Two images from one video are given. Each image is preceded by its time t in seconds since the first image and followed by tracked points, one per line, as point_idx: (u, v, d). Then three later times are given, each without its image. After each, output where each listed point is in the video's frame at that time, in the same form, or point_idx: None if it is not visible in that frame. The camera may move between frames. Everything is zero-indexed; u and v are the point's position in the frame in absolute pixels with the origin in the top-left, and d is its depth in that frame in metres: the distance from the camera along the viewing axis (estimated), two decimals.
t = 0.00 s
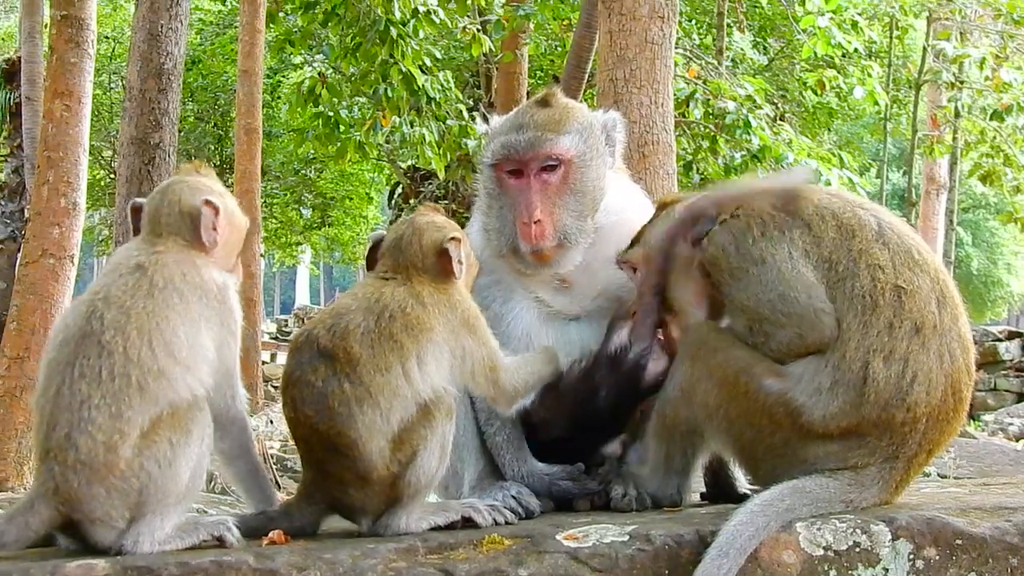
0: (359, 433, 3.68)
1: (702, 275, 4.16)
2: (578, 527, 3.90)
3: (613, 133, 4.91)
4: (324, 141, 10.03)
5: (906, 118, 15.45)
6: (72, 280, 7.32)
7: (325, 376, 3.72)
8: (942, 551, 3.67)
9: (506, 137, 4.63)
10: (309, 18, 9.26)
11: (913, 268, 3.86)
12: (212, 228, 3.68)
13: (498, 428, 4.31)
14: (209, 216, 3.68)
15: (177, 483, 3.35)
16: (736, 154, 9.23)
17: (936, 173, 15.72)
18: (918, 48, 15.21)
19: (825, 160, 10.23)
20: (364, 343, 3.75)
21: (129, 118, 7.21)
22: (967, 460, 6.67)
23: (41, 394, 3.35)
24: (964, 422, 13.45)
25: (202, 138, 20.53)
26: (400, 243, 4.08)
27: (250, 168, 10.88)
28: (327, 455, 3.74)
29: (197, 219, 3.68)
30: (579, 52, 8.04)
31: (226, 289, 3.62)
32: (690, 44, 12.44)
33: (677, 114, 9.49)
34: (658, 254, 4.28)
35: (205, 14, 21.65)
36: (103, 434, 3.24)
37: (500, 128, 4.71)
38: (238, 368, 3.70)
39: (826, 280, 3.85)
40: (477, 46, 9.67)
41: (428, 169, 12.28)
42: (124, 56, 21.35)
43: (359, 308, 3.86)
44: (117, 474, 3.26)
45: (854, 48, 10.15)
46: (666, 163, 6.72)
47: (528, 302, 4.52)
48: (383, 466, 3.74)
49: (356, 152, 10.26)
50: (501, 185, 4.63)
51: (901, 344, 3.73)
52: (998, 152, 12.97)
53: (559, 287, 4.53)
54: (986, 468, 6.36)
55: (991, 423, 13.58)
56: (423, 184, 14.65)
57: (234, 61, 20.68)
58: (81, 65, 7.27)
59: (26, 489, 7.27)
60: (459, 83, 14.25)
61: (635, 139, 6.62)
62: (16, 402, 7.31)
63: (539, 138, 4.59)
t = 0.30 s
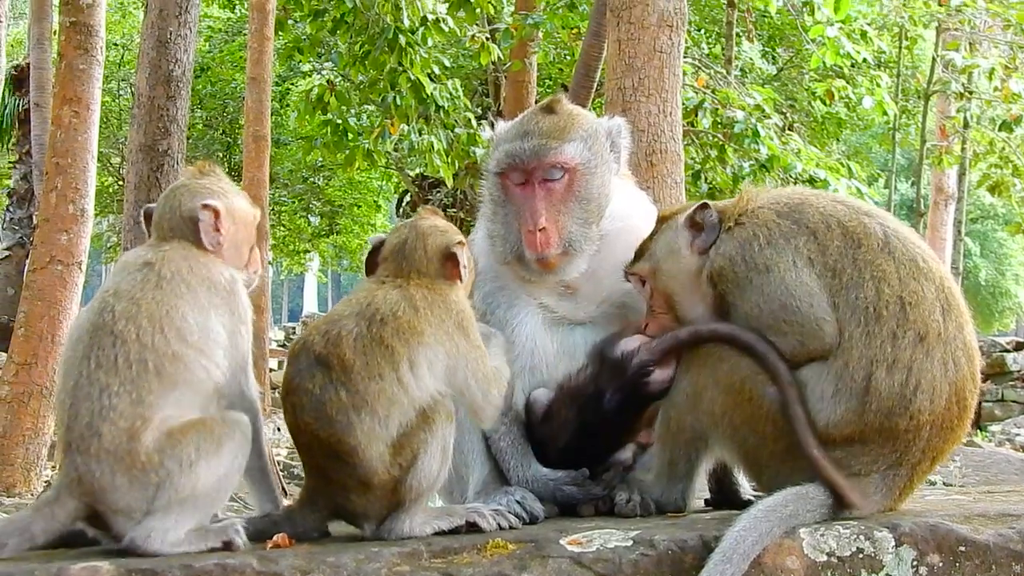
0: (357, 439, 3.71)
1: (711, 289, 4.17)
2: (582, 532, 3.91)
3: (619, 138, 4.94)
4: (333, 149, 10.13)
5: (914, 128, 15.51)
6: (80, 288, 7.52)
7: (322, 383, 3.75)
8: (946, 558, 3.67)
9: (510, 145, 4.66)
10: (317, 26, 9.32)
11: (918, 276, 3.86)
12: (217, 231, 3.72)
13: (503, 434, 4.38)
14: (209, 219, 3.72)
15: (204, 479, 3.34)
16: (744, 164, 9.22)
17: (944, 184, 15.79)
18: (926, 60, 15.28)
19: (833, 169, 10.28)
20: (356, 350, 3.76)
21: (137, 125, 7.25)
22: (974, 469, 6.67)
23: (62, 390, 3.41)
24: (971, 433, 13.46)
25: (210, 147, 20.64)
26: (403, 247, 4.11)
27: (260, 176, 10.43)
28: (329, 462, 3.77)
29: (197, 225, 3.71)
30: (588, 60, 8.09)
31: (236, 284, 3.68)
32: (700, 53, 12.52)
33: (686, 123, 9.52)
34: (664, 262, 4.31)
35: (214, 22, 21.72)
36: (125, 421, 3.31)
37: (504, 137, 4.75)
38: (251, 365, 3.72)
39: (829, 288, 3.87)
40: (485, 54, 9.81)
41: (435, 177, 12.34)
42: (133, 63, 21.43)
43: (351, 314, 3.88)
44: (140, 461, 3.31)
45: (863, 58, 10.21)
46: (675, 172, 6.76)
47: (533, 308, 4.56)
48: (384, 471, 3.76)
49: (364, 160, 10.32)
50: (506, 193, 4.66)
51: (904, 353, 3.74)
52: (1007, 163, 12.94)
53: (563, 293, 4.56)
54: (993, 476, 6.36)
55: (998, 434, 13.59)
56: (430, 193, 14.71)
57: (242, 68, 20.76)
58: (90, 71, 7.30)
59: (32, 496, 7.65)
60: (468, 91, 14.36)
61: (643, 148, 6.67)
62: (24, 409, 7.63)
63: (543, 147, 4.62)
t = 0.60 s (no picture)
0: (354, 437, 3.71)
1: (718, 294, 4.17)
2: (585, 528, 3.92)
3: (623, 137, 4.97)
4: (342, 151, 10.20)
5: (922, 133, 15.57)
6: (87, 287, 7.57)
7: (318, 383, 3.75)
8: (948, 557, 3.68)
9: (516, 141, 4.68)
10: (327, 29, 9.37)
11: (924, 276, 3.87)
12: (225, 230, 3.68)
13: (506, 430, 4.42)
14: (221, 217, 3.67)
15: (255, 477, 3.59)
16: (753, 167, 9.26)
17: (953, 190, 15.83)
18: (936, 66, 15.31)
19: (842, 174, 10.32)
20: (349, 347, 3.76)
21: (146, 126, 7.30)
22: (980, 471, 6.69)
23: (102, 407, 3.32)
24: (977, 438, 13.47)
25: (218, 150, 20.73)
26: (408, 241, 4.12)
27: (268, 177, 10.34)
28: (330, 461, 3.78)
29: (199, 226, 3.63)
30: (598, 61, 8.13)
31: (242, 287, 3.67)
32: (710, 56, 12.59)
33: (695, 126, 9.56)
34: (669, 263, 4.28)
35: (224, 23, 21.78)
36: (190, 440, 3.36)
37: (510, 131, 4.76)
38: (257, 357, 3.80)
39: (837, 289, 3.87)
40: (495, 56, 9.90)
41: (444, 180, 12.40)
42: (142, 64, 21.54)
43: (344, 310, 3.88)
44: (209, 473, 3.42)
45: (873, 62, 10.25)
46: (683, 175, 6.79)
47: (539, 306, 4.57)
48: (384, 467, 3.77)
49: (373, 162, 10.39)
50: (511, 189, 4.66)
51: (911, 353, 3.75)
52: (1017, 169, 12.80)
53: (568, 292, 4.59)
54: (1000, 477, 6.37)
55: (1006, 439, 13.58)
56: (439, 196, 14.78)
57: (252, 70, 20.78)
58: (98, 72, 7.34)
59: (41, 494, 8.04)
60: (478, 94, 14.48)
61: (651, 151, 6.71)
62: (31, 408, 7.87)
63: (548, 142, 4.64)
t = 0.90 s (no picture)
0: (359, 431, 3.72)
1: (724, 291, 4.15)
2: (590, 523, 3.91)
3: (631, 128, 4.98)
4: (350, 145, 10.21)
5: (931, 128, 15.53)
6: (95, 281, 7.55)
7: (321, 377, 3.76)
8: (954, 552, 3.68)
9: (521, 132, 4.72)
10: (335, 23, 9.38)
11: (929, 271, 3.86)
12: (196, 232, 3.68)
13: (512, 425, 4.39)
14: (193, 219, 3.68)
15: (259, 486, 3.70)
16: (761, 162, 9.40)
17: (961, 185, 15.79)
18: (946, 61, 15.27)
19: (850, 169, 10.30)
20: (352, 340, 3.76)
21: (154, 119, 7.31)
22: (987, 467, 6.68)
23: (104, 424, 3.38)
24: (984, 433, 13.47)
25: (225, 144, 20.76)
26: (410, 236, 4.12)
27: (276, 171, 10.31)
28: (335, 454, 3.79)
29: (166, 220, 3.65)
30: (605, 55, 8.13)
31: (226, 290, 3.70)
32: (718, 51, 12.56)
33: (703, 121, 9.54)
34: (675, 261, 4.26)
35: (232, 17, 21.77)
36: (197, 460, 3.45)
37: (515, 124, 4.81)
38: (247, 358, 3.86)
39: (841, 286, 3.85)
40: (503, 51, 9.90)
41: (451, 174, 12.40)
42: (151, 57, 21.57)
43: (347, 304, 3.88)
44: (214, 487, 3.52)
45: (882, 57, 10.23)
46: (690, 170, 6.78)
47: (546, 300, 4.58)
48: (389, 461, 3.78)
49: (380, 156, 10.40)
50: (516, 181, 4.70)
51: (917, 348, 3.74)
52: None
53: (574, 286, 4.62)
54: (1007, 473, 6.36)
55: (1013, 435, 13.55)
56: (447, 190, 14.79)
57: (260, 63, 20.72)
58: (106, 65, 7.37)
59: (48, 487, 8.06)
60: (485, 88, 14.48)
61: (658, 145, 6.70)
62: (38, 402, 7.83)
63: (551, 134, 4.68)
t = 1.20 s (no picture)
0: (361, 426, 3.72)
1: (727, 286, 4.14)
2: (593, 519, 3.91)
3: (634, 122, 4.98)
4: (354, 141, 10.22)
5: (936, 127, 15.52)
6: (99, 276, 7.55)
7: (324, 372, 3.77)
8: (957, 549, 3.68)
9: (523, 125, 4.74)
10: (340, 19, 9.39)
11: (933, 268, 3.85)
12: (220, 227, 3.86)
13: (515, 420, 4.40)
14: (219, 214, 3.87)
15: (262, 479, 3.70)
16: (765, 160, 9.29)
17: (966, 184, 15.79)
18: (951, 59, 15.25)
19: (855, 167, 10.30)
20: (355, 335, 3.76)
21: (159, 114, 7.33)
22: (991, 465, 6.68)
23: (105, 421, 3.39)
24: (988, 432, 13.46)
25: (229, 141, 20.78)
26: (413, 235, 4.12)
27: (280, 166, 10.35)
28: (337, 449, 3.80)
29: (195, 220, 3.80)
30: (610, 52, 8.14)
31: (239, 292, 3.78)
32: (724, 48, 12.56)
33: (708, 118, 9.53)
34: (678, 257, 4.29)
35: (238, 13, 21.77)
36: (197, 459, 3.45)
37: (517, 118, 4.82)
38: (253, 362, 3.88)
39: (845, 284, 3.84)
40: (508, 48, 9.91)
41: (455, 170, 12.41)
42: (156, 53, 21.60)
43: (351, 299, 3.88)
44: (217, 483, 3.53)
45: (887, 55, 10.22)
46: (695, 167, 6.77)
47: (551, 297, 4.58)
48: (391, 455, 3.78)
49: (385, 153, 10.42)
50: (518, 174, 4.71)
51: (921, 346, 3.73)
52: None
53: (579, 282, 4.63)
54: (1011, 470, 6.36)
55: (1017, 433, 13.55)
56: (452, 187, 14.81)
57: (265, 59, 20.77)
58: (111, 60, 7.38)
59: (50, 482, 8.06)
60: (490, 85, 14.50)
61: (663, 143, 6.69)
62: (42, 396, 7.89)
63: (553, 127, 4.70)
